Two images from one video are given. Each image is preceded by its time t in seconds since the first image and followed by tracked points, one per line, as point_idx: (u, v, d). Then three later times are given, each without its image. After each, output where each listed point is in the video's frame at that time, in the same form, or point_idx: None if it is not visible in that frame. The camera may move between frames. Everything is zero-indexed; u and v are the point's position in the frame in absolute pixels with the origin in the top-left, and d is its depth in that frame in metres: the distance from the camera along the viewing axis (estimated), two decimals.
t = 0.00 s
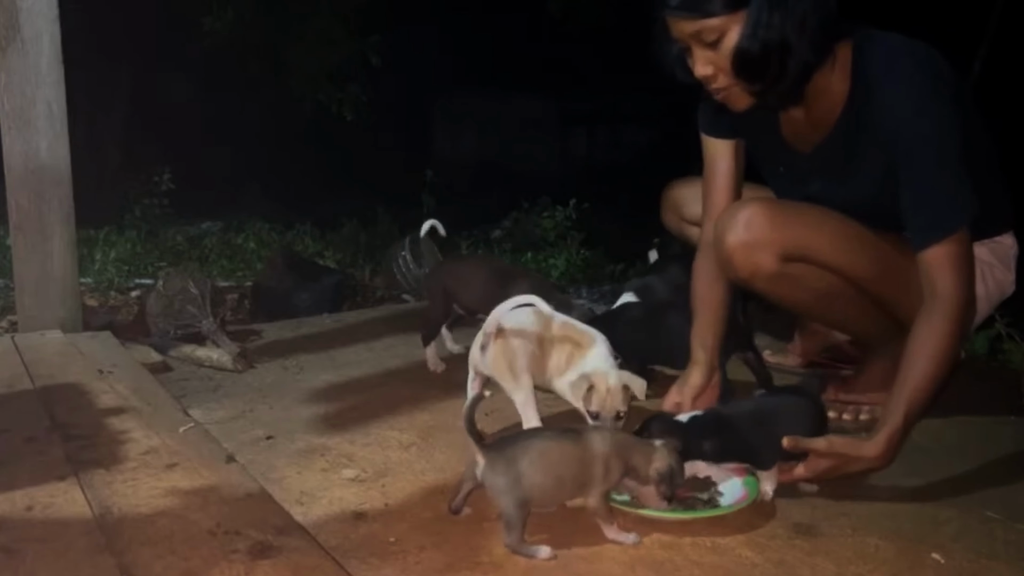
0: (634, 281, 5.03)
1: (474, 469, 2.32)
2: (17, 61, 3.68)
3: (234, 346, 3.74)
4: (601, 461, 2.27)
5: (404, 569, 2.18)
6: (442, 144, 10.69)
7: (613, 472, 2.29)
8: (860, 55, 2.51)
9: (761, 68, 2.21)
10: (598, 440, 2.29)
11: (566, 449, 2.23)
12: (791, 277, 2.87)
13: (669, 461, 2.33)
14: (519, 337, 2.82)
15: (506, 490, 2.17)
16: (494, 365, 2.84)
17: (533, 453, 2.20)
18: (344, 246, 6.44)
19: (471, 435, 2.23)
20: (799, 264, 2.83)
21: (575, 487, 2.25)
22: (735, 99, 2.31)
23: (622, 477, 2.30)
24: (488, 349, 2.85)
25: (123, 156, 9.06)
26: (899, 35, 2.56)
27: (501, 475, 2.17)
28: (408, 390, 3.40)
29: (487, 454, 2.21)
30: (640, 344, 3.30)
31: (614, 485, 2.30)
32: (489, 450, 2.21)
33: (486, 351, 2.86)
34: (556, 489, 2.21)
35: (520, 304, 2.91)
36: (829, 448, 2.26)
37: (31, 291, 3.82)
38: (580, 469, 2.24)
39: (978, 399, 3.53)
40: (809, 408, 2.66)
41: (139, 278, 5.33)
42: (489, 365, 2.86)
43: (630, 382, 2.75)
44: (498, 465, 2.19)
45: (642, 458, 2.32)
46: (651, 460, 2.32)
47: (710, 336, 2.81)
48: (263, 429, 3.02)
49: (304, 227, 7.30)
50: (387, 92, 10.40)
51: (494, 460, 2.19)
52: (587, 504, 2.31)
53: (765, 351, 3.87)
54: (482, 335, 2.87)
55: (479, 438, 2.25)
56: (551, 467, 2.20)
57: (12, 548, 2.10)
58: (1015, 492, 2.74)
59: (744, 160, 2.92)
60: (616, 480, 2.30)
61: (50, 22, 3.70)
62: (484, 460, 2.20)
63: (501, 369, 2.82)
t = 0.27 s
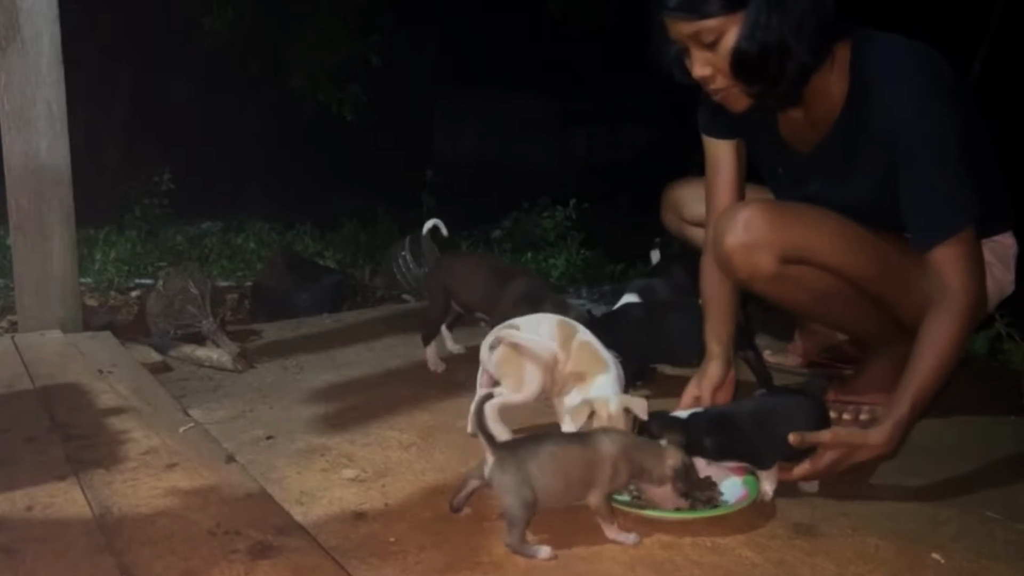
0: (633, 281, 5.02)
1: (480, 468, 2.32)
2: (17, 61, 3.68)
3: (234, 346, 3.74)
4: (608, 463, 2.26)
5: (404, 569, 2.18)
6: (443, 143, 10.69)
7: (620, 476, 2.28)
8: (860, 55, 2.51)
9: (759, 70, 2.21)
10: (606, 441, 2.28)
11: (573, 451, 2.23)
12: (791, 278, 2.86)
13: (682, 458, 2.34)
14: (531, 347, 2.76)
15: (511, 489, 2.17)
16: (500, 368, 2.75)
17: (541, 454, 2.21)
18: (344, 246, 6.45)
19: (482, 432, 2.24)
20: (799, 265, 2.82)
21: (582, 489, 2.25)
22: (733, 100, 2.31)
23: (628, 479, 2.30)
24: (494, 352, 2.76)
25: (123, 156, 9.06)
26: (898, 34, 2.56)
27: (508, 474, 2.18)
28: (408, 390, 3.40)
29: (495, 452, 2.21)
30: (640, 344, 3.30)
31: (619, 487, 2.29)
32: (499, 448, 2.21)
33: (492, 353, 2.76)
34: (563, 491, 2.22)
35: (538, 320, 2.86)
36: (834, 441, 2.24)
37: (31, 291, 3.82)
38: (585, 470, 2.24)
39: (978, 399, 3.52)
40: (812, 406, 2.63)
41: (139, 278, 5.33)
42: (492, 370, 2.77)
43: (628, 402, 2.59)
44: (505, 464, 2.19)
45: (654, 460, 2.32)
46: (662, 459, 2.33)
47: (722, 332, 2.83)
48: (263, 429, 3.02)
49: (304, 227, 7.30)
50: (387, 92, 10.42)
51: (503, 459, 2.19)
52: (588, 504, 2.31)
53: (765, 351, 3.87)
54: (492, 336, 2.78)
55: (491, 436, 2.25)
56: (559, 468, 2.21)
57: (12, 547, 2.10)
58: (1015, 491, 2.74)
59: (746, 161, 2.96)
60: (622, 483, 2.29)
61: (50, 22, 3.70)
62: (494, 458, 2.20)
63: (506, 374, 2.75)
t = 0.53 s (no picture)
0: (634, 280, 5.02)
1: (481, 468, 2.32)
2: (17, 61, 3.68)
3: (234, 346, 3.74)
4: (608, 464, 2.26)
5: (404, 569, 2.18)
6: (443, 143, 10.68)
7: (620, 476, 2.28)
8: (859, 53, 2.51)
9: (759, 68, 2.21)
10: (606, 442, 2.28)
11: (573, 451, 2.23)
12: (791, 280, 2.87)
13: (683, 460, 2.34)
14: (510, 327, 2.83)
15: (511, 489, 2.18)
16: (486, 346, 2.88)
17: (541, 455, 2.21)
18: (344, 246, 6.45)
19: (481, 433, 2.24)
20: (797, 268, 2.83)
21: (582, 489, 2.25)
22: (733, 97, 2.31)
23: (629, 480, 2.30)
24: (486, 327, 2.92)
25: (123, 156, 9.06)
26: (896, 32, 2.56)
27: (508, 474, 2.18)
28: (408, 390, 3.40)
29: (495, 452, 2.21)
30: (640, 344, 3.29)
31: (620, 487, 2.29)
32: (499, 448, 2.21)
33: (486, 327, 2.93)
34: (562, 491, 2.22)
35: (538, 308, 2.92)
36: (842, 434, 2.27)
37: (31, 291, 3.82)
38: (586, 470, 2.24)
39: (977, 399, 3.52)
40: (813, 405, 2.62)
41: (139, 278, 5.33)
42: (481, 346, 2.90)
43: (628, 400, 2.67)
44: (505, 465, 2.19)
45: (654, 461, 2.32)
46: (664, 461, 2.33)
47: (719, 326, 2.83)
48: (263, 429, 3.02)
49: (304, 227, 7.30)
50: (387, 92, 10.32)
51: (502, 459, 2.19)
52: (587, 504, 2.31)
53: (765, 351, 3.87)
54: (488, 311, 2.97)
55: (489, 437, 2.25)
56: (559, 468, 2.21)
57: (12, 548, 2.10)
58: (1014, 491, 2.74)
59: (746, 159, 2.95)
60: (622, 483, 2.29)
61: (50, 22, 3.70)
62: (493, 458, 2.20)
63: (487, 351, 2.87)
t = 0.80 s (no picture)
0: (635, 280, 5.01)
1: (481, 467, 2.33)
2: (17, 61, 3.68)
3: (234, 346, 3.73)
4: (608, 464, 2.26)
5: (404, 569, 2.18)
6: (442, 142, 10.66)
7: (620, 477, 2.28)
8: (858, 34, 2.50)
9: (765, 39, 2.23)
10: (607, 442, 2.28)
11: (573, 451, 2.23)
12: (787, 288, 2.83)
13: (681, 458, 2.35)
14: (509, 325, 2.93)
15: (511, 489, 2.18)
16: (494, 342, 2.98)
17: (541, 454, 2.21)
18: (344, 246, 6.45)
19: (481, 433, 2.24)
20: (794, 276, 2.79)
21: (583, 491, 2.25)
22: (737, 70, 2.32)
23: (629, 480, 2.30)
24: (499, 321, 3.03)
25: (123, 156, 9.06)
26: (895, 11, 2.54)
27: (507, 474, 2.18)
28: (409, 390, 3.40)
29: (495, 452, 2.22)
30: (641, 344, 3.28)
31: (620, 488, 2.29)
32: (498, 448, 2.22)
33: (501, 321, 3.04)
34: (562, 492, 2.22)
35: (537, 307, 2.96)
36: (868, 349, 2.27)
37: (31, 291, 3.82)
38: (586, 471, 2.24)
39: (978, 399, 3.52)
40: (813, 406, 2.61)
41: (139, 278, 5.33)
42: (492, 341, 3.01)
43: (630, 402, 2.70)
44: (505, 464, 2.20)
45: (655, 462, 2.33)
46: (663, 460, 2.34)
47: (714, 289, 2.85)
48: (263, 429, 3.02)
49: (304, 227, 7.30)
50: (387, 92, 10.29)
51: (502, 459, 2.20)
52: (587, 504, 2.31)
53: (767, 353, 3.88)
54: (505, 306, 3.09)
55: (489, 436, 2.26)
56: (560, 470, 2.21)
57: (13, 548, 2.10)
58: (1014, 491, 2.74)
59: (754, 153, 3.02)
60: (622, 484, 2.29)
61: (50, 22, 3.70)
62: (492, 457, 2.21)
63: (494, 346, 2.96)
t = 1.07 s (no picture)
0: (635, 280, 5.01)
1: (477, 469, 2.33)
2: (17, 61, 3.68)
3: (234, 346, 3.74)
4: (605, 464, 2.26)
5: (404, 569, 2.18)
6: (442, 142, 10.65)
7: (617, 477, 2.28)
8: (859, 14, 2.72)
9: (764, 13, 2.44)
10: (603, 442, 2.28)
11: (569, 452, 2.22)
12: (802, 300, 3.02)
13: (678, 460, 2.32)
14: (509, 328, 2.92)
15: (508, 491, 2.18)
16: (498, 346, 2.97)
17: (536, 456, 2.21)
18: (344, 246, 6.45)
19: (475, 437, 2.24)
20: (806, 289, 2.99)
21: (579, 491, 2.25)
22: (739, 43, 2.54)
23: (626, 480, 2.29)
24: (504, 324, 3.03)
25: (123, 156, 9.05)
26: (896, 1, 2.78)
27: (503, 477, 2.18)
28: (409, 390, 3.40)
29: (490, 455, 2.22)
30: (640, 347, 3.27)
31: (617, 488, 2.29)
32: (493, 451, 2.22)
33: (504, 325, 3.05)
34: (558, 493, 2.22)
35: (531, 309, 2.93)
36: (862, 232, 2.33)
37: (31, 292, 3.82)
38: (583, 471, 2.24)
39: (978, 399, 3.52)
40: (816, 407, 2.62)
41: (139, 278, 5.33)
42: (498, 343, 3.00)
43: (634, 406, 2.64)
44: (500, 467, 2.20)
45: (650, 461, 2.30)
46: (660, 460, 2.31)
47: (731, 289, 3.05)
48: (263, 429, 3.02)
49: (303, 227, 7.30)
50: (387, 92, 10.27)
51: (496, 461, 2.20)
52: (586, 505, 2.31)
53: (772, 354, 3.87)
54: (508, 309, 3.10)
55: (483, 439, 2.26)
56: (554, 472, 2.20)
57: (12, 547, 2.10)
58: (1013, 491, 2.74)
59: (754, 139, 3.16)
60: (619, 484, 2.29)
61: (50, 22, 3.70)
62: (487, 460, 2.21)
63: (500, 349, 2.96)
